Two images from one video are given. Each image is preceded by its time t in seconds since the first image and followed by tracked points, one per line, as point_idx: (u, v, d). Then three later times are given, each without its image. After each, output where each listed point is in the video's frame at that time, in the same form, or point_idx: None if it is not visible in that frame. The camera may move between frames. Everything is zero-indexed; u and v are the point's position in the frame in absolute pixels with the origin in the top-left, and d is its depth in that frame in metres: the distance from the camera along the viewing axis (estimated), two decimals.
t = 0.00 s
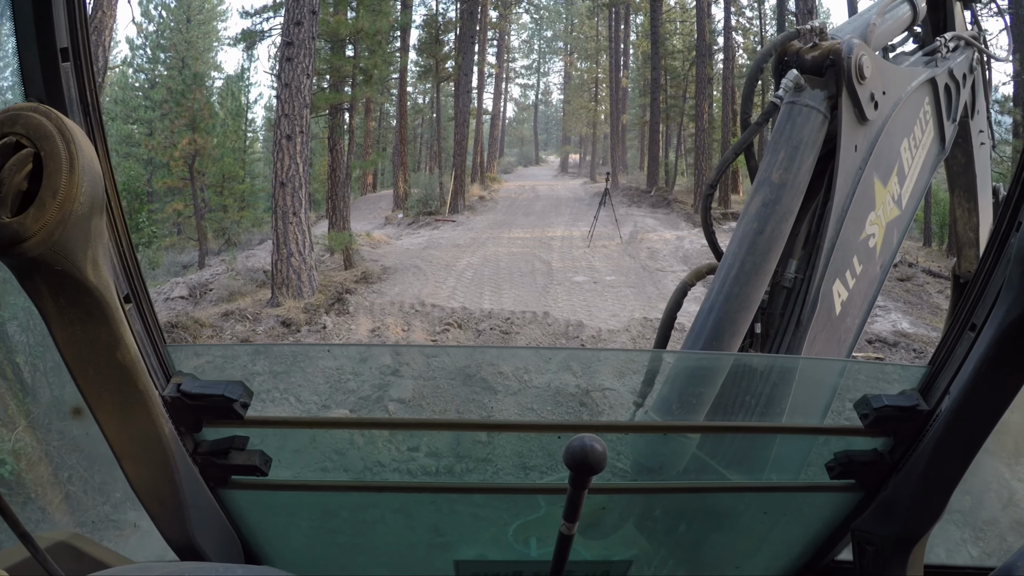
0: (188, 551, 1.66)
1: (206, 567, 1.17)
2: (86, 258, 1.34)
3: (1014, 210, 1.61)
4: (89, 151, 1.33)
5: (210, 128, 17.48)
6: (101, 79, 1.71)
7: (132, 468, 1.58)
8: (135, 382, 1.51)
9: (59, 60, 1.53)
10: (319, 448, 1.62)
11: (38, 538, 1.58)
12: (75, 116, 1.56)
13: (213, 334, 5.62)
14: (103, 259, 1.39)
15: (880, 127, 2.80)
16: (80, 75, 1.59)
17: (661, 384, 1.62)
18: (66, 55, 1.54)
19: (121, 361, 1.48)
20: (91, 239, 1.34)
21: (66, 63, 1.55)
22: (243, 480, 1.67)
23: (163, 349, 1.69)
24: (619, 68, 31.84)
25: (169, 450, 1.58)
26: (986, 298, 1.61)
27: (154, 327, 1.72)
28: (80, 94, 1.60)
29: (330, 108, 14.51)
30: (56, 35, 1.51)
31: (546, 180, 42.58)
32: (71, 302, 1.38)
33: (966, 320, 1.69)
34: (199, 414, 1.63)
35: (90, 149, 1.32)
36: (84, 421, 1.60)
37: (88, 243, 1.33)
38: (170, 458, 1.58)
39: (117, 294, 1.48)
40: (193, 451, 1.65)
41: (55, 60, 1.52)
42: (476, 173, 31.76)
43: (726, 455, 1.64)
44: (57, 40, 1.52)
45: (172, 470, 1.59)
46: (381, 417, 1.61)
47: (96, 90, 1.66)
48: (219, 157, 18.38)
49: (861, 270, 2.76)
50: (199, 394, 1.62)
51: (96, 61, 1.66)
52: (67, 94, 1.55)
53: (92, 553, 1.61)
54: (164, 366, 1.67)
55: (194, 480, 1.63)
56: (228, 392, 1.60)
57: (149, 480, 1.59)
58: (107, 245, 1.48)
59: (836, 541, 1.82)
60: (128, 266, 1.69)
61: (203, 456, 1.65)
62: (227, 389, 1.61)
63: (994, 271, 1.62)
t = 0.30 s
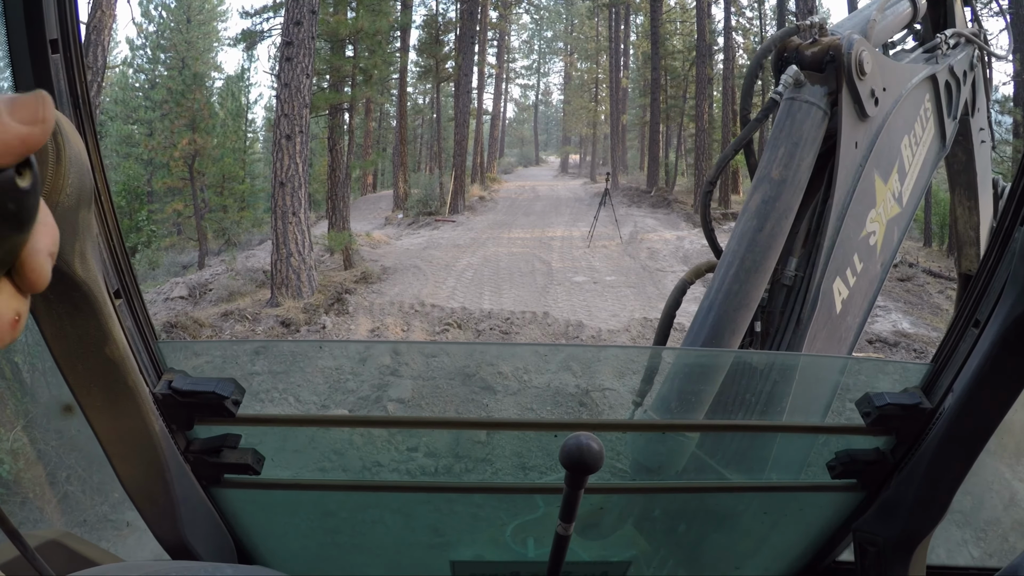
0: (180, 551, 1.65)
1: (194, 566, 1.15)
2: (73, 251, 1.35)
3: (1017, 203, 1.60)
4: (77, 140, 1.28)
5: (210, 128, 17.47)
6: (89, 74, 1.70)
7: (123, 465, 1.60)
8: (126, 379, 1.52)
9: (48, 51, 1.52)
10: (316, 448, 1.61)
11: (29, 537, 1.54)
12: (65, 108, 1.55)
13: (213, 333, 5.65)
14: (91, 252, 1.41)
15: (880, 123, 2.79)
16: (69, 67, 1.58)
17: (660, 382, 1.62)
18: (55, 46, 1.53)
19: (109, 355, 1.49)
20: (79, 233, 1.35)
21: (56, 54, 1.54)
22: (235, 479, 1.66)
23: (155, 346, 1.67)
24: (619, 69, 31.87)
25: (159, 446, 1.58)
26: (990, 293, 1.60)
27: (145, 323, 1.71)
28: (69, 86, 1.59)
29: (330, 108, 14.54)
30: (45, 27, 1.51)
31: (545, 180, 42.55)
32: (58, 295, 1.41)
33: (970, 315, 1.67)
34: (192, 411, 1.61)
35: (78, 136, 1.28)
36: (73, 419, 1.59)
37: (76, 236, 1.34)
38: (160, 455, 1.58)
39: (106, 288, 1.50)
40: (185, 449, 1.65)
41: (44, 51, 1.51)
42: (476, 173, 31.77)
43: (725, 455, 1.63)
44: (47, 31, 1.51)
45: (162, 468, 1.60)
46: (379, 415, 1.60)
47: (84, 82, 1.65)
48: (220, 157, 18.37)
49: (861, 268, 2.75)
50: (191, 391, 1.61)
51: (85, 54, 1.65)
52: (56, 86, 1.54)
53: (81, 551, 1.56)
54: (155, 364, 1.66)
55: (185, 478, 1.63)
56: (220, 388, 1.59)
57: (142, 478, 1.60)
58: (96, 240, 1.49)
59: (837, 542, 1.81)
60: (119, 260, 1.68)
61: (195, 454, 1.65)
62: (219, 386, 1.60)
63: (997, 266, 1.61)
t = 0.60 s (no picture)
0: (182, 551, 1.66)
1: (197, 567, 1.16)
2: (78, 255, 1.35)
3: (1017, 202, 1.59)
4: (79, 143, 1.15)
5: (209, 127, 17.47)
6: (93, 76, 1.71)
7: (126, 466, 1.60)
8: (129, 380, 1.53)
9: (51, 54, 1.52)
10: (317, 448, 1.62)
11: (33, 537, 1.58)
12: (67, 111, 1.55)
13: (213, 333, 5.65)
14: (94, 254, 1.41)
15: (888, 135, 2.80)
16: (72, 70, 1.58)
17: (663, 383, 1.62)
18: (58, 49, 1.54)
19: (112, 356, 1.49)
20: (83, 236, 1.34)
21: (58, 57, 1.54)
22: (237, 480, 1.67)
23: (157, 346, 1.67)
24: (619, 69, 31.87)
25: (162, 447, 1.58)
26: (988, 295, 1.60)
27: (148, 325, 1.71)
28: (72, 90, 1.59)
29: (330, 109, 14.54)
30: (47, 29, 1.51)
31: (545, 181, 42.54)
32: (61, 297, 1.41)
33: (968, 316, 1.67)
34: (194, 412, 1.61)
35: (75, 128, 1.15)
36: (75, 419, 1.58)
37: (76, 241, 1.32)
38: (163, 456, 1.59)
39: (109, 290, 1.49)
40: (187, 449, 1.65)
41: (48, 54, 1.51)
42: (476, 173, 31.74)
43: (727, 456, 1.63)
44: (50, 35, 1.52)
45: (166, 469, 1.60)
46: (379, 415, 1.60)
47: (86, 85, 1.65)
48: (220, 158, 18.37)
49: (866, 276, 2.76)
50: (194, 392, 1.61)
51: (86, 58, 1.65)
52: (59, 90, 1.55)
53: (84, 551, 1.60)
54: (157, 365, 1.66)
55: (189, 480, 1.64)
56: (222, 389, 1.59)
57: (145, 478, 1.60)
58: (99, 242, 1.48)
59: (836, 542, 1.82)
60: (121, 262, 1.68)
61: (198, 455, 1.65)
62: (221, 387, 1.60)
63: (996, 267, 1.61)
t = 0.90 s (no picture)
0: (186, 550, 1.67)
1: (201, 566, 1.17)
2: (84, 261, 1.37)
3: (1014, 205, 1.60)
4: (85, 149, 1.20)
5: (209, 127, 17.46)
6: (101, 80, 1.73)
7: (131, 467, 1.60)
8: (133, 381, 1.53)
9: (56, 58, 1.53)
10: (319, 448, 1.62)
11: (38, 537, 1.60)
12: (72, 113, 1.56)
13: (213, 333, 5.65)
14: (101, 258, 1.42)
15: (894, 153, 2.81)
16: (77, 74, 1.60)
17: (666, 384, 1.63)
18: (64, 53, 1.55)
19: (118, 358, 1.50)
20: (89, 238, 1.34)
21: (64, 61, 1.56)
22: (240, 480, 1.67)
23: (161, 348, 1.68)
24: (619, 69, 31.86)
25: (167, 447, 1.59)
26: (986, 296, 1.61)
27: (153, 327, 1.72)
28: (77, 94, 1.60)
29: (330, 109, 14.54)
30: (53, 34, 1.52)
31: (545, 181, 42.53)
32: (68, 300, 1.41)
33: (965, 318, 1.68)
34: (198, 412, 1.62)
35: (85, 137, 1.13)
36: (81, 419, 1.59)
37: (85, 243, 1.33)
38: (168, 457, 1.60)
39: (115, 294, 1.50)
40: (191, 450, 1.66)
41: (53, 58, 1.52)
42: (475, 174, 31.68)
43: (727, 456, 1.63)
44: (56, 38, 1.53)
45: (171, 468, 1.61)
46: (379, 416, 1.61)
47: (92, 89, 1.66)
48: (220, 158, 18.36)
49: (869, 287, 2.76)
50: (197, 393, 1.62)
51: (93, 62, 1.67)
52: (64, 94, 1.56)
53: (88, 551, 1.61)
54: (162, 366, 1.67)
55: (193, 480, 1.64)
56: (226, 390, 1.59)
57: (149, 478, 1.61)
58: (105, 244, 1.49)
59: (835, 542, 1.82)
60: (125, 265, 1.69)
61: (201, 455, 1.65)
62: (225, 388, 1.60)
63: (994, 270, 1.61)
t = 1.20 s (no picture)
0: (186, 552, 1.66)
1: (202, 567, 1.18)
2: (82, 263, 1.37)
3: (1010, 215, 1.61)
4: (85, 152, 1.35)
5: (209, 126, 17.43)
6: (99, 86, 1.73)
7: (131, 468, 1.60)
8: (133, 384, 1.53)
9: (54, 63, 1.53)
10: (316, 450, 1.62)
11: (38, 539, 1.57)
12: (71, 120, 1.56)
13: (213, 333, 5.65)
14: (100, 263, 1.42)
15: (897, 160, 2.81)
16: (77, 80, 1.60)
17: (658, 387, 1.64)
18: (62, 59, 1.54)
19: (118, 361, 1.51)
20: (88, 243, 1.37)
21: (63, 67, 1.56)
22: (240, 481, 1.67)
23: (161, 352, 1.69)
24: (620, 70, 31.87)
25: (166, 450, 1.59)
26: (983, 301, 1.62)
27: (154, 330, 1.73)
28: (77, 99, 1.60)
29: (331, 109, 14.54)
30: (52, 40, 1.52)
31: (545, 180, 42.52)
32: (69, 304, 1.41)
33: (962, 322, 1.69)
34: (199, 415, 1.63)
35: (86, 151, 1.34)
36: (81, 421, 1.61)
37: (85, 245, 1.37)
38: (169, 458, 1.60)
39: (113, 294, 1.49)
40: (191, 452, 1.66)
41: (52, 64, 1.52)
42: (476, 173, 31.67)
43: (724, 458, 1.63)
44: (54, 44, 1.53)
45: (171, 470, 1.61)
46: (379, 417, 1.62)
47: (93, 94, 1.66)
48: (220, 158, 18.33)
49: (869, 291, 2.76)
50: (197, 396, 1.63)
51: (93, 66, 1.66)
52: (63, 100, 1.56)
53: (88, 552, 1.59)
54: (161, 369, 1.67)
55: (193, 481, 1.64)
56: (226, 393, 1.60)
57: (149, 479, 1.61)
58: (105, 248, 1.49)
59: (833, 543, 1.82)
60: (126, 268, 1.69)
61: (201, 457, 1.65)
62: (225, 391, 1.61)
63: (990, 274, 1.62)
